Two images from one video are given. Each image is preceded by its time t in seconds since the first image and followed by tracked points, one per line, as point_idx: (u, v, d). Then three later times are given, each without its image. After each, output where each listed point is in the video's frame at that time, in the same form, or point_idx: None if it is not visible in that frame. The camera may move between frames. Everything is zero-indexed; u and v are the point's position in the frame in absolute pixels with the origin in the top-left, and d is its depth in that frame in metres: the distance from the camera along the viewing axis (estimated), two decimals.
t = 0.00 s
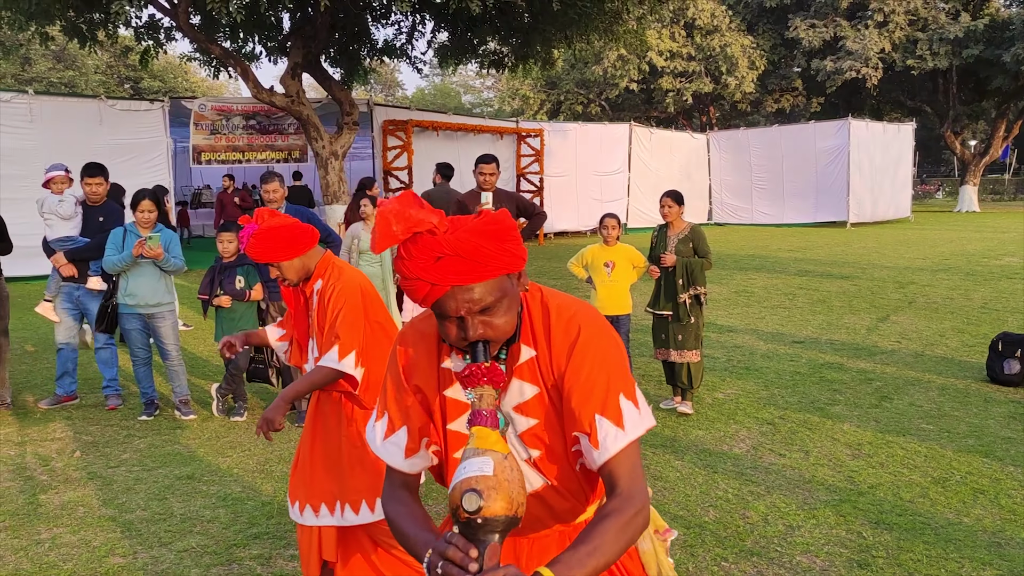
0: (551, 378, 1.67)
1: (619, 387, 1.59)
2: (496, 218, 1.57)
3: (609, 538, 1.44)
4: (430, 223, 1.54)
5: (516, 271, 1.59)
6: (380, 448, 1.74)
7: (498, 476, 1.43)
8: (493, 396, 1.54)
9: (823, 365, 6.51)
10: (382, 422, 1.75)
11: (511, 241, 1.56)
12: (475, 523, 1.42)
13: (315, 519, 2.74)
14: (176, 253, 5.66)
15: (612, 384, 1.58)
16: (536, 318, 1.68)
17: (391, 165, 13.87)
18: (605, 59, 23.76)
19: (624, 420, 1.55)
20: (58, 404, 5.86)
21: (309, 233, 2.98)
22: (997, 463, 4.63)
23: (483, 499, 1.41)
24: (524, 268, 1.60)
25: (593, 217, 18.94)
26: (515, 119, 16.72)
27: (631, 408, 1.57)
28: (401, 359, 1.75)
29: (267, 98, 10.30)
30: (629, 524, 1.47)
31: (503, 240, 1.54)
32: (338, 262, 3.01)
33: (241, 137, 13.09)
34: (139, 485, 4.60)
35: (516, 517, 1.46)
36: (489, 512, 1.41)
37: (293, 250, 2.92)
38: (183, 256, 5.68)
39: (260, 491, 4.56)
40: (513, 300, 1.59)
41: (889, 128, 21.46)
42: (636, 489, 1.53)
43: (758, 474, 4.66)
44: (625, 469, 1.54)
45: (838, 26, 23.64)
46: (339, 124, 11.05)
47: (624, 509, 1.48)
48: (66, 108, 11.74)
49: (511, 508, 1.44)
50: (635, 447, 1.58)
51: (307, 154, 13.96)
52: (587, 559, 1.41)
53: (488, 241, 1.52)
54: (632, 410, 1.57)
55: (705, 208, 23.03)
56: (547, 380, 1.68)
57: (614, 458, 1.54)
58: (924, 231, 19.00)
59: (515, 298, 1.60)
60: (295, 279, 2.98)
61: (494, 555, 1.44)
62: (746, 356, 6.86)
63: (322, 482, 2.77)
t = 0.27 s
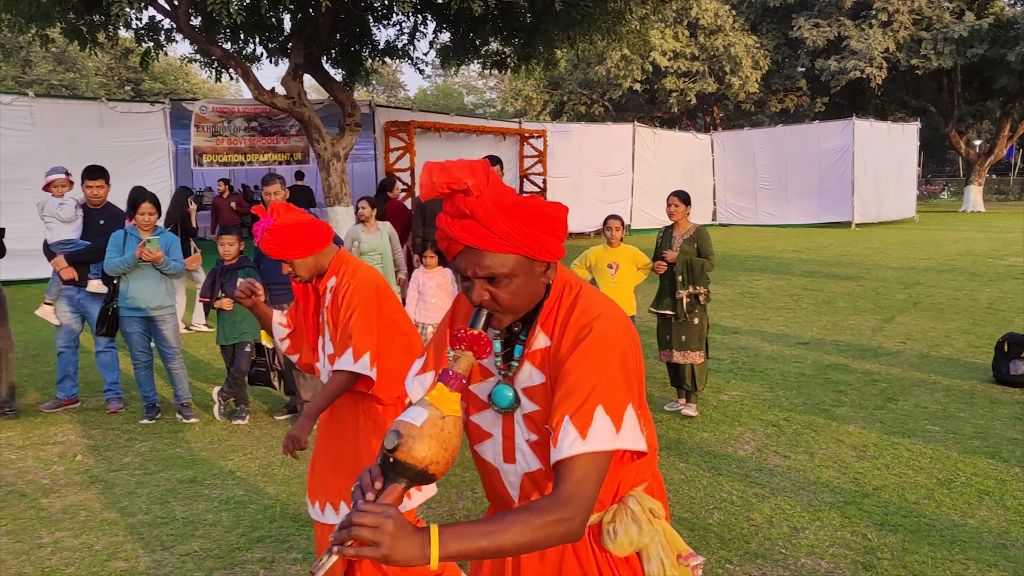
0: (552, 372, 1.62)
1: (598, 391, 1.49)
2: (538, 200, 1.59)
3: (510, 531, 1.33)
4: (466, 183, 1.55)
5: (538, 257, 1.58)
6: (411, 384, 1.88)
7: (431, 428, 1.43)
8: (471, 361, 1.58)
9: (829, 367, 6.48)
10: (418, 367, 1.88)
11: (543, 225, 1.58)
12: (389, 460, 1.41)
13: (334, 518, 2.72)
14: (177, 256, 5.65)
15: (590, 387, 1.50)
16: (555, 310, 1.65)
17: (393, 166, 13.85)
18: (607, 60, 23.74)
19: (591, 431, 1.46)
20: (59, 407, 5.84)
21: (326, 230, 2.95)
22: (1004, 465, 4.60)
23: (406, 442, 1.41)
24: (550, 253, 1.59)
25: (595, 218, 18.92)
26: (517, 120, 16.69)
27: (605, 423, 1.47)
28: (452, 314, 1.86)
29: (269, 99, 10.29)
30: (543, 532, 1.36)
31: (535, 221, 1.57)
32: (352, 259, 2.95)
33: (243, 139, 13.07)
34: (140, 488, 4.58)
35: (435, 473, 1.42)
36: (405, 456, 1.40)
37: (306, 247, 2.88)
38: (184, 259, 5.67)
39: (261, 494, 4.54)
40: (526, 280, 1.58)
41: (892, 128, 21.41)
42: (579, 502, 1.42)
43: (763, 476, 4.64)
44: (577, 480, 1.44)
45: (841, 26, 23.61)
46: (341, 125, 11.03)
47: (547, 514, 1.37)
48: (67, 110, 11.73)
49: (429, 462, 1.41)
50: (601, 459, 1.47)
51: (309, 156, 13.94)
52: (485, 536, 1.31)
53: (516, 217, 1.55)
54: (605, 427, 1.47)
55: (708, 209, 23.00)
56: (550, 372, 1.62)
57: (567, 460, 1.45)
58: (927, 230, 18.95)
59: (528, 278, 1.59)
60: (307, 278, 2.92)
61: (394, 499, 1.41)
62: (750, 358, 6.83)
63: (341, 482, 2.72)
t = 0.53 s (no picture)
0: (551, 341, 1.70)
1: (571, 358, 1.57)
2: (562, 174, 1.70)
3: (452, 464, 1.47)
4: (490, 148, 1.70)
5: (549, 224, 1.68)
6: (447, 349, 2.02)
7: (420, 355, 1.60)
8: (472, 310, 1.75)
9: (830, 367, 6.48)
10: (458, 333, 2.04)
11: (561, 195, 1.68)
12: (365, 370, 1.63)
13: (359, 520, 2.86)
14: (180, 257, 5.64)
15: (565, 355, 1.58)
16: (563, 285, 1.74)
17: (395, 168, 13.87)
18: (608, 61, 23.73)
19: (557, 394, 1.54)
20: (63, 408, 5.86)
21: (379, 243, 3.14)
22: (1006, 465, 4.60)
23: (387, 358, 1.59)
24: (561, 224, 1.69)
25: (597, 219, 18.94)
26: (519, 121, 16.69)
27: (572, 390, 1.54)
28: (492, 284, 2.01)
29: (271, 102, 10.32)
30: (484, 472, 1.47)
31: (551, 190, 1.67)
32: (403, 271, 3.15)
33: (246, 141, 13.09)
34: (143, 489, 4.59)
35: (400, 394, 1.59)
36: (383, 370, 1.58)
37: (359, 260, 3.07)
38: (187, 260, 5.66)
39: (264, 494, 4.56)
40: (532, 246, 1.68)
41: (895, 129, 21.38)
42: (528, 455, 1.49)
43: (765, 477, 4.64)
44: (537, 437, 1.51)
45: (843, 27, 23.58)
46: (343, 127, 11.06)
47: (489, 456, 1.48)
48: (71, 113, 11.77)
49: (400, 383, 1.58)
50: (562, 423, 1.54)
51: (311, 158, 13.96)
52: (421, 457, 1.49)
53: (532, 183, 1.66)
54: (575, 397, 1.54)
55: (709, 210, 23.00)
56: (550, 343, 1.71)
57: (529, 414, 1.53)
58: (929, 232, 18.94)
59: (533, 243, 1.68)
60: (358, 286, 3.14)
61: (357, 402, 1.59)
62: (752, 358, 6.84)
63: (374, 486, 2.83)
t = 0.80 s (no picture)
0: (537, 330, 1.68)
1: (553, 341, 1.55)
2: (559, 161, 1.70)
3: (418, 434, 1.49)
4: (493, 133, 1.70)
5: (543, 211, 1.67)
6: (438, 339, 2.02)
7: (403, 325, 1.76)
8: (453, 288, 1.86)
9: (831, 368, 6.48)
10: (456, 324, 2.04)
11: (556, 181, 1.68)
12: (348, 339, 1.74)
13: (399, 505, 2.95)
14: (181, 258, 5.63)
15: (548, 337, 1.56)
16: (553, 275, 1.72)
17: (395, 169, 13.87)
18: (609, 62, 23.74)
19: (532, 380, 1.51)
20: (64, 410, 5.85)
21: (419, 237, 3.32)
22: (1008, 466, 4.60)
23: (368, 326, 1.73)
24: (554, 210, 1.68)
25: (598, 220, 18.94)
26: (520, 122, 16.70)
27: (549, 376, 1.51)
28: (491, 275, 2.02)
29: (271, 103, 10.32)
30: (449, 448, 1.48)
31: (547, 176, 1.67)
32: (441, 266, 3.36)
33: (247, 142, 13.10)
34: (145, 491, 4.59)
35: (378, 360, 1.71)
36: (363, 336, 1.72)
37: (404, 254, 3.24)
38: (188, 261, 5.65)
39: (266, 496, 4.56)
40: (523, 230, 1.68)
41: (895, 129, 21.39)
42: (501, 435, 1.48)
43: (767, 478, 4.64)
44: (509, 421, 1.50)
45: (843, 27, 23.58)
46: (344, 128, 11.06)
47: (460, 433, 1.48)
48: (72, 114, 11.78)
49: (377, 349, 1.71)
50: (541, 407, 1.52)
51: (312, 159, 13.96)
52: (389, 425, 1.51)
53: (529, 167, 1.66)
54: (545, 381, 1.51)
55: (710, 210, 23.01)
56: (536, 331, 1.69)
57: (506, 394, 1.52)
58: (929, 232, 18.94)
59: (525, 227, 1.68)
60: (401, 278, 3.32)
61: (334, 366, 1.70)
62: (753, 359, 6.84)
63: (412, 473, 2.93)
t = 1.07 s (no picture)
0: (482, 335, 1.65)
1: (487, 347, 1.53)
2: (505, 161, 1.68)
3: (346, 437, 1.45)
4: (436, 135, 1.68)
5: (485, 212, 1.64)
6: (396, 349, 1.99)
7: (334, 329, 1.65)
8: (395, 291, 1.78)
9: (831, 368, 6.48)
10: (412, 331, 2.02)
11: (499, 182, 1.65)
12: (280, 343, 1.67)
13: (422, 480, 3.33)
14: (181, 258, 5.64)
15: (483, 341, 1.54)
16: (499, 278, 1.70)
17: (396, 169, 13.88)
18: (609, 63, 23.74)
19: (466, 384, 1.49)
20: (65, 410, 5.84)
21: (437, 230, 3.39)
22: (1008, 467, 4.60)
23: (299, 331, 1.64)
24: (496, 212, 1.65)
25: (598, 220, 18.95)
26: (520, 123, 16.70)
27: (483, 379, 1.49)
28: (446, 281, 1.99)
29: (272, 103, 10.31)
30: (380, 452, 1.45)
31: (490, 177, 1.64)
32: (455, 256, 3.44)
33: (248, 142, 13.10)
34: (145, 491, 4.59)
35: (308, 365, 1.62)
36: (293, 343, 1.62)
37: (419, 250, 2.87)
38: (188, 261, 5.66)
39: (266, 496, 4.56)
40: (465, 232, 1.65)
41: (895, 130, 21.39)
42: (430, 439, 1.46)
43: (767, 478, 4.64)
44: (444, 425, 1.48)
45: (843, 28, 23.59)
46: (344, 128, 11.06)
47: (386, 436, 1.45)
48: (73, 115, 11.78)
49: (308, 353, 1.61)
50: (473, 413, 1.50)
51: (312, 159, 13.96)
52: (314, 429, 1.47)
53: (471, 169, 1.63)
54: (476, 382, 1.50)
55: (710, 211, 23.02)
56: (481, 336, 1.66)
57: (436, 398, 1.50)
58: (929, 233, 18.94)
59: (467, 229, 1.64)
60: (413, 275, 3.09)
61: (264, 373, 1.65)
62: (754, 360, 6.85)
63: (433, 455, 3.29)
